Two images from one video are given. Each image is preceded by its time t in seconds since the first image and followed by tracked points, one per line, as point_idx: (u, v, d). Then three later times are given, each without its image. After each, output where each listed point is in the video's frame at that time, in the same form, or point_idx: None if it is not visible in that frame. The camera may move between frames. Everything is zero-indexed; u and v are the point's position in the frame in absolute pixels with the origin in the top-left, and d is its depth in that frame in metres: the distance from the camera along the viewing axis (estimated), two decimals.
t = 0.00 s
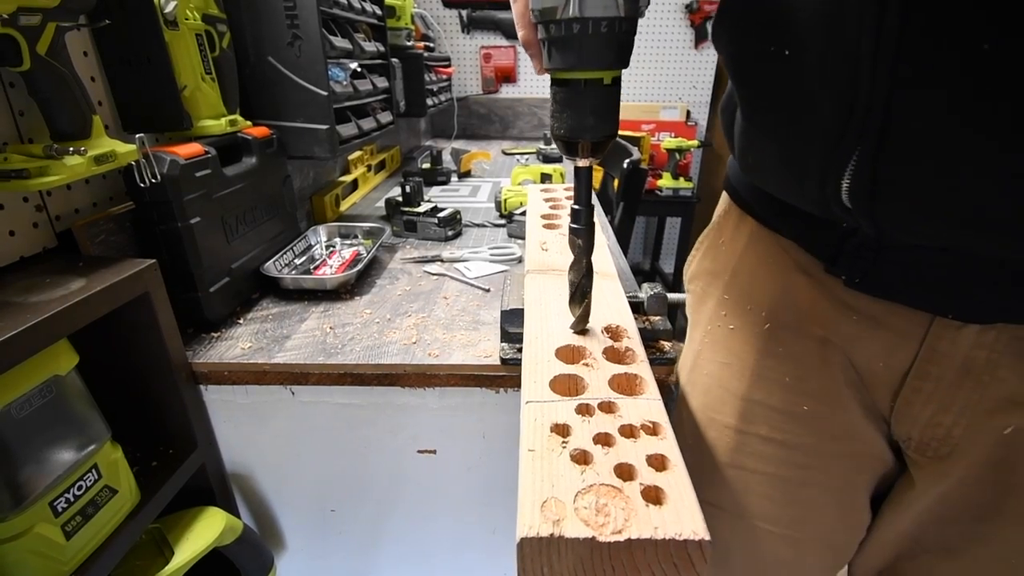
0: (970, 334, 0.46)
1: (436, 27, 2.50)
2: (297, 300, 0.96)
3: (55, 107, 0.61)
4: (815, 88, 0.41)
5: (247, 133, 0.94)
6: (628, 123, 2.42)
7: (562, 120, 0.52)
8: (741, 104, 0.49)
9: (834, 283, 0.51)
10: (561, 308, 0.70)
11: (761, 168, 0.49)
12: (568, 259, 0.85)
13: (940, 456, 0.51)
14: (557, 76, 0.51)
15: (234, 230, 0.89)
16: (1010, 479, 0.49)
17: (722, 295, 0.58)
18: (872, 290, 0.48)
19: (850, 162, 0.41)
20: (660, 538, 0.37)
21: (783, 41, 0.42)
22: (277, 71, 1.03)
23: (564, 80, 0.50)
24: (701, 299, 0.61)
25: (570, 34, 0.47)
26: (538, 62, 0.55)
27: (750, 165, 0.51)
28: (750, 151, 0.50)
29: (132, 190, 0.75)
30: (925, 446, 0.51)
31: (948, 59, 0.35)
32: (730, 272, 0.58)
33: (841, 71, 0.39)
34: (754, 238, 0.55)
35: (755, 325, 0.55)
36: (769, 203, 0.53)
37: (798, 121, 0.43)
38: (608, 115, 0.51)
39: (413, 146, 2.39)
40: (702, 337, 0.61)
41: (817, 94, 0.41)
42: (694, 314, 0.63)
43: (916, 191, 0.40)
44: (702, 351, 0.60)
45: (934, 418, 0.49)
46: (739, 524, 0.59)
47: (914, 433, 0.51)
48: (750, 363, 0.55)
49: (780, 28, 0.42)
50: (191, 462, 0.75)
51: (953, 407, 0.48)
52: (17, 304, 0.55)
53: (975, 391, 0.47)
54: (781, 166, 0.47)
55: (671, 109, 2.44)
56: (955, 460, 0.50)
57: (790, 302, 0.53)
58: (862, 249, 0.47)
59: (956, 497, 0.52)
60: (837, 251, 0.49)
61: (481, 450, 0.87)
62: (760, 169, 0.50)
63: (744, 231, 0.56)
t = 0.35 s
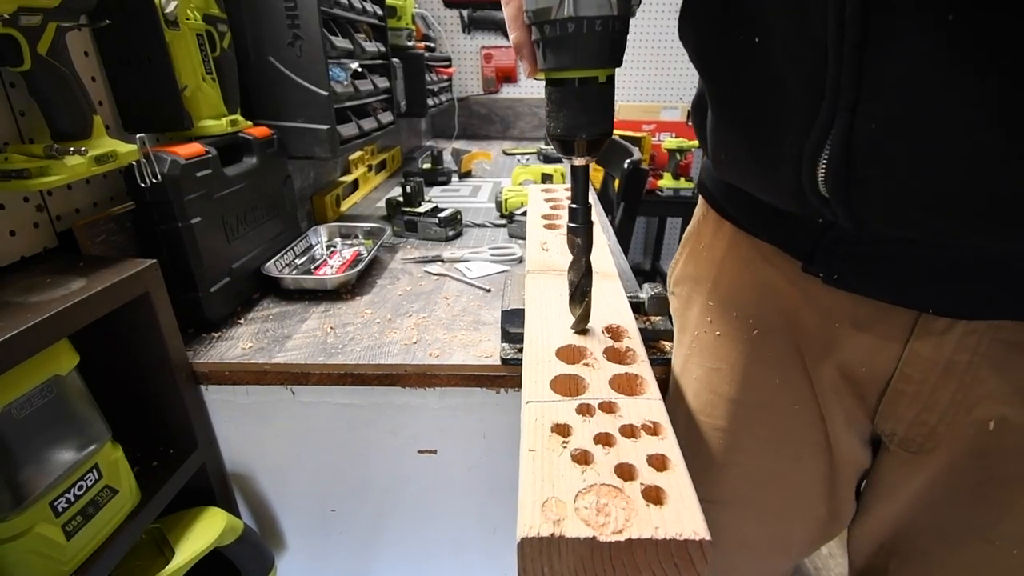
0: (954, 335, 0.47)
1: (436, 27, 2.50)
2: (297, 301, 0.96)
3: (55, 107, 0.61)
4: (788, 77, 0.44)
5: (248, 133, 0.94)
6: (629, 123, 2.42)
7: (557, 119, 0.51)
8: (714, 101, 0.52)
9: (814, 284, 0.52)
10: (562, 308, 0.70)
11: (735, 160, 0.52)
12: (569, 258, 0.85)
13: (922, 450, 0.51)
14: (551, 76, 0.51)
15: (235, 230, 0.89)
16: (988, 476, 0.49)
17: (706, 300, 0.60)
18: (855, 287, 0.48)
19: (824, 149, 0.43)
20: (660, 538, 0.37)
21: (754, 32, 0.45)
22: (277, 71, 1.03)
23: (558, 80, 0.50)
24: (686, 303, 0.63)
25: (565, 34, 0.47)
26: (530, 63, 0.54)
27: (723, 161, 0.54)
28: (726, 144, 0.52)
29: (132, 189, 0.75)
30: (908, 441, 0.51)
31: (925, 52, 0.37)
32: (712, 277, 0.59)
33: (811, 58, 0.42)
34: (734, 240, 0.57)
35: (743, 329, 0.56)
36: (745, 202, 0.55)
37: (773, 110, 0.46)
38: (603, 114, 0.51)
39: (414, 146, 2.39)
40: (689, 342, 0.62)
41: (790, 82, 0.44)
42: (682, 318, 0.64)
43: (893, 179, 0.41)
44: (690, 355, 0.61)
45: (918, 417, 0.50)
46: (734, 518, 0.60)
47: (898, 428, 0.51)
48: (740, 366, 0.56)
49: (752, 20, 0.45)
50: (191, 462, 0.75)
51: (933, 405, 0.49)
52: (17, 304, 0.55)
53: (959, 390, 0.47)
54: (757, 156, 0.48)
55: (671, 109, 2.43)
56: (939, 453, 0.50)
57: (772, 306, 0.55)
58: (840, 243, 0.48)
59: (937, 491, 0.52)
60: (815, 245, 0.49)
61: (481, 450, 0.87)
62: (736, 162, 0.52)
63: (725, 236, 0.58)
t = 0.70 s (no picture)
0: (939, 339, 0.47)
1: (436, 27, 2.50)
2: (297, 301, 0.96)
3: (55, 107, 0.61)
4: (772, 79, 0.43)
5: (247, 133, 0.94)
6: (628, 123, 2.42)
7: (553, 120, 0.51)
8: (705, 100, 0.52)
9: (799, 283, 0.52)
10: (562, 308, 0.70)
11: (725, 160, 0.52)
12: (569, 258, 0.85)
13: (913, 454, 0.51)
14: (548, 78, 0.51)
15: (235, 231, 0.89)
16: (974, 481, 0.48)
17: (699, 299, 0.60)
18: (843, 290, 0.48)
19: (807, 153, 0.43)
20: (660, 538, 0.37)
21: (738, 30, 0.45)
22: (277, 71, 1.03)
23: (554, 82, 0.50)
24: (682, 302, 0.64)
25: (558, 34, 0.47)
26: (528, 64, 0.55)
27: (714, 161, 0.55)
28: (717, 144, 0.52)
29: (132, 190, 0.75)
30: (897, 445, 0.51)
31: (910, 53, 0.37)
32: (705, 275, 0.60)
33: (794, 60, 0.41)
34: (725, 241, 0.57)
35: (735, 327, 0.56)
36: (732, 202, 0.56)
37: (760, 112, 0.46)
38: (599, 114, 0.50)
39: (414, 146, 2.39)
40: (683, 341, 0.63)
41: (772, 88, 0.44)
42: (677, 317, 0.65)
43: (876, 182, 0.41)
44: (685, 354, 0.62)
45: (904, 420, 0.50)
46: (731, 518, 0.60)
47: (885, 432, 0.51)
48: (731, 367, 0.57)
49: (736, 19, 0.45)
50: (191, 462, 0.75)
51: (919, 410, 0.49)
52: (17, 304, 0.55)
53: (946, 394, 0.47)
54: (744, 158, 0.49)
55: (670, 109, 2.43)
56: (926, 456, 0.50)
57: (762, 305, 0.55)
58: (827, 244, 0.48)
59: (926, 495, 0.51)
60: (803, 246, 0.50)
61: (481, 450, 0.87)
62: (726, 162, 0.52)
63: (719, 234, 0.58)
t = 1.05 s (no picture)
0: (940, 339, 0.47)
1: (435, 27, 2.50)
2: (296, 300, 0.96)
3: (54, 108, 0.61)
4: (779, 85, 0.44)
5: (247, 133, 0.94)
6: (627, 124, 2.43)
7: (556, 119, 0.52)
8: (717, 104, 0.53)
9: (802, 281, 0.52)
10: (560, 308, 0.70)
11: (734, 162, 0.53)
12: (568, 258, 0.85)
13: (914, 454, 0.51)
14: (551, 77, 0.51)
15: (234, 231, 0.89)
16: (979, 481, 0.49)
17: (705, 296, 0.61)
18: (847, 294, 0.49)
19: (811, 159, 0.44)
20: (659, 538, 0.37)
21: (748, 35, 0.45)
22: (276, 71, 1.03)
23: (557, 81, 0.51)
24: (686, 299, 0.64)
25: (561, 34, 0.47)
26: (533, 62, 0.55)
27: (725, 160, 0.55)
28: (728, 147, 0.53)
29: (131, 190, 0.75)
30: (898, 445, 0.52)
31: (909, 52, 0.37)
32: (714, 272, 0.60)
33: (802, 66, 0.42)
34: (732, 239, 0.58)
35: (742, 323, 0.57)
36: (741, 201, 0.56)
37: (766, 116, 0.46)
38: (601, 115, 0.51)
39: (412, 146, 2.39)
40: (687, 339, 0.63)
41: (779, 89, 0.44)
42: (681, 314, 0.65)
43: (874, 179, 0.42)
44: (688, 351, 0.62)
45: (905, 420, 0.50)
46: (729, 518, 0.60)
47: (886, 432, 0.52)
48: (738, 363, 0.57)
49: (747, 23, 0.45)
50: (191, 462, 0.75)
51: (920, 410, 0.49)
52: (16, 304, 0.55)
53: (948, 394, 0.48)
54: (752, 161, 0.50)
55: (670, 109, 2.43)
56: (929, 458, 0.50)
57: (770, 304, 0.55)
58: (833, 245, 0.48)
59: (930, 496, 0.52)
60: (809, 246, 0.50)
61: (480, 451, 0.87)
62: (735, 164, 0.52)
63: (726, 233, 0.59)
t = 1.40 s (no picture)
0: (949, 335, 0.48)
1: (433, 27, 2.50)
2: (294, 300, 0.96)
3: (52, 107, 0.61)
4: (795, 92, 0.45)
5: (245, 133, 0.95)
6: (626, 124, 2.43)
7: (563, 118, 0.52)
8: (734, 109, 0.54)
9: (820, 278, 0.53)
10: (557, 309, 0.71)
11: (748, 167, 0.53)
12: (566, 259, 0.86)
13: (922, 450, 0.52)
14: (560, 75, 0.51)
15: (231, 231, 0.89)
16: (984, 478, 0.49)
17: (721, 291, 0.60)
18: (855, 289, 0.50)
19: (823, 165, 0.45)
20: (656, 538, 0.37)
21: (766, 43, 0.46)
22: (275, 71, 1.03)
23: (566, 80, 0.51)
24: (698, 294, 0.64)
25: (572, 33, 0.48)
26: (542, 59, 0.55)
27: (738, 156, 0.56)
28: (742, 151, 0.54)
29: (128, 189, 0.75)
30: (906, 440, 0.52)
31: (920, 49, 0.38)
32: (728, 266, 0.60)
33: (819, 74, 0.43)
34: (748, 234, 0.58)
35: (755, 318, 0.57)
36: (756, 201, 0.56)
37: (780, 122, 0.47)
38: (609, 116, 0.51)
39: (410, 146, 2.39)
40: (699, 333, 0.63)
41: (794, 96, 0.45)
42: (692, 308, 0.65)
43: (885, 175, 0.42)
44: (700, 345, 0.62)
45: (913, 415, 0.51)
46: (736, 514, 0.60)
47: (896, 427, 0.53)
48: (751, 357, 0.57)
49: (765, 31, 0.46)
50: (189, 462, 0.75)
51: (929, 405, 0.50)
52: (14, 304, 0.55)
53: (954, 392, 0.48)
54: (766, 165, 0.50)
55: (668, 110, 2.48)
56: (936, 454, 0.51)
57: (785, 298, 0.56)
58: (845, 245, 0.49)
59: (936, 493, 0.52)
60: (823, 245, 0.50)
61: (478, 450, 0.87)
62: (749, 168, 0.53)
63: (742, 229, 0.59)
